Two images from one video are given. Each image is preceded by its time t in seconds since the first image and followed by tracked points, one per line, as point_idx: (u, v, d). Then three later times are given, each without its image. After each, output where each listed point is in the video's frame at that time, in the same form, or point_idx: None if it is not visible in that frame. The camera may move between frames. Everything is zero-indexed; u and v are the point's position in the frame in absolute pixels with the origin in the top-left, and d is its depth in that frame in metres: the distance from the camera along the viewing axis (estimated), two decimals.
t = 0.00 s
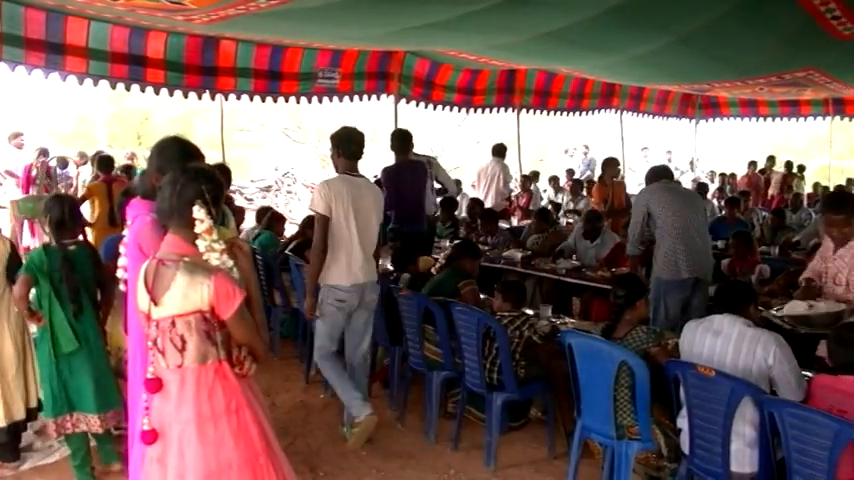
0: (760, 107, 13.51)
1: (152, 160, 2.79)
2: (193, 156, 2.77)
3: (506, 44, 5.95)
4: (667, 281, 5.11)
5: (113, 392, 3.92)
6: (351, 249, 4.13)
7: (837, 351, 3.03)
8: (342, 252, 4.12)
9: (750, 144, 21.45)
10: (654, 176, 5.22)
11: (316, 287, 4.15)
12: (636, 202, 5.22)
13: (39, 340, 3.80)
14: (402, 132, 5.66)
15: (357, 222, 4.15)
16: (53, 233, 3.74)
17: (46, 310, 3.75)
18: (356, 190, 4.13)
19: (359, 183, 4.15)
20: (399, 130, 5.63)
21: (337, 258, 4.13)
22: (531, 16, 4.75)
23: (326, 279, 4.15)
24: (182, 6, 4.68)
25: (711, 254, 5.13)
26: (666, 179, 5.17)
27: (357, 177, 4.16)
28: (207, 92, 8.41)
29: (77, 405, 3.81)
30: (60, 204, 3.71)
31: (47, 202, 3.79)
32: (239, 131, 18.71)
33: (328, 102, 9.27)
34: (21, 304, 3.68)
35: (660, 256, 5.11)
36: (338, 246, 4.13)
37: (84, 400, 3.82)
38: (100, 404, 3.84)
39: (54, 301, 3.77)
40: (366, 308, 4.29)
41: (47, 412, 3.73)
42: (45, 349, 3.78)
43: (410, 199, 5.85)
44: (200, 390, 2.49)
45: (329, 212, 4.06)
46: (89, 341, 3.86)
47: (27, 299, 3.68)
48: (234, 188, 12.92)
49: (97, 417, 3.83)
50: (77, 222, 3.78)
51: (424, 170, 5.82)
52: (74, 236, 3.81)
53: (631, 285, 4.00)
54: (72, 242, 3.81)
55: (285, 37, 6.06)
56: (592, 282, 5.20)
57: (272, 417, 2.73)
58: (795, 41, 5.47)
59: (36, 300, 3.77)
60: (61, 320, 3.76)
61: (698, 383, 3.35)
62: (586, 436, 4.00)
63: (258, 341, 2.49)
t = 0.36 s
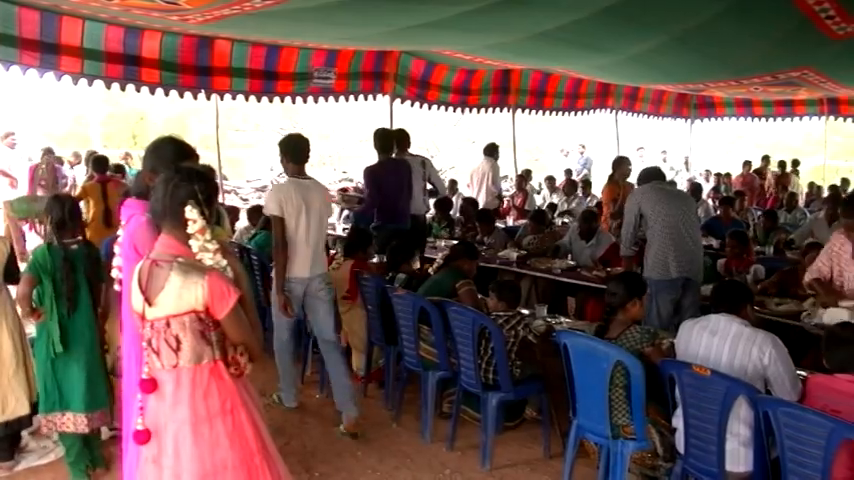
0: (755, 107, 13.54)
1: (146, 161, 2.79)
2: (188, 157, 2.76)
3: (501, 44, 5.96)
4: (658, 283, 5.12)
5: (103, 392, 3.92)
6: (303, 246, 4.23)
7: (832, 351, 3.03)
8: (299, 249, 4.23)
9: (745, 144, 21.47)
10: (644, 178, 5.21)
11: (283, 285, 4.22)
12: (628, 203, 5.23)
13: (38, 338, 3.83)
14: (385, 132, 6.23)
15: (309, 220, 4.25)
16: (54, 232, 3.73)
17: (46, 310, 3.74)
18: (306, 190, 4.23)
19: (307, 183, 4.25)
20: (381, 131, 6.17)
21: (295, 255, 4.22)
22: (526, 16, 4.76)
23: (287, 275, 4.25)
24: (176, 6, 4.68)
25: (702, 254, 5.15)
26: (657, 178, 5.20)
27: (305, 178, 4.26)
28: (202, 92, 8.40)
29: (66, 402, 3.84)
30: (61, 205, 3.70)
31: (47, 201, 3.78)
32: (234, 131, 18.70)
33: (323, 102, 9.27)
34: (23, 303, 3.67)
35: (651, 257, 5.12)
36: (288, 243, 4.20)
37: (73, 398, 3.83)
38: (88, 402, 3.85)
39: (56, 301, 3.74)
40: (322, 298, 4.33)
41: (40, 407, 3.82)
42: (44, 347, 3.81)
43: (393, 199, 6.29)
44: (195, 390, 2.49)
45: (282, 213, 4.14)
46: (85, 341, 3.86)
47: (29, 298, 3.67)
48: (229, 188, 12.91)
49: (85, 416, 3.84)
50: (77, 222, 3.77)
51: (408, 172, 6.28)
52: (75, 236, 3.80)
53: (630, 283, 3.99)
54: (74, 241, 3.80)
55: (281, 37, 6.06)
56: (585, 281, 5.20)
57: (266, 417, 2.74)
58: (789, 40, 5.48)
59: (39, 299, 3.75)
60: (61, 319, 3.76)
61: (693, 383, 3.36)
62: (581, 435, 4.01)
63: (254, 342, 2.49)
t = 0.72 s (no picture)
0: (742, 107, 13.58)
1: (132, 160, 2.78)
2: (174, 156, 2.76)
3: (490, 44, 5.96)
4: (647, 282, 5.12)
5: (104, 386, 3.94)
6: (243, 233, 4.62)
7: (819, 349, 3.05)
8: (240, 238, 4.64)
9: (733, 143, 21.52)
10: (634, 177, 5.25)
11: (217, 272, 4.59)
12: (616, 203, 5.25)
13: (27, 337, 3.78)
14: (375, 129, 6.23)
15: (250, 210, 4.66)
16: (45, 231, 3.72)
17: (40, 309, 3.70)
18: (248, 181, 4.63)
19: (249, 175, 4.65)
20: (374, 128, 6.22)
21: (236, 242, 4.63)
22: (514, 15, 4.76)
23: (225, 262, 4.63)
24: (164, 6, 4.67)
25: (689, 254, 5.16)
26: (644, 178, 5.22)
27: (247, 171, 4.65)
28: (190, 92, 8.38)
29: (66, 398, 3.82)
30: (53, 204, 3.69)
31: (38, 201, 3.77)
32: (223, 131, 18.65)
33: (312, 102, 9.25)
34: (13, 300, 3.64)
35: (638, 256, 5.12)
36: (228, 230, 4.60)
37: (74, 393, 3.82)
38: (90, 396, 3.85)
39: (48, 295, 3.72)
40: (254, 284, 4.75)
41: (32, 404, 3.76)
42: (34, 344, 3.75)
43: (380, 197, 6.38)
44: (183, 391, 2.48)
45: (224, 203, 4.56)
46: (80, 338, 3.86)
47: (19, 296, 3.65)
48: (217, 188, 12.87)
49: (88, 409, 3.84)
50: (69, 221, 3.76)
51: (396, 172, 6.38)
52: (66, 234, 3.78)
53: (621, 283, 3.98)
54: (64, 239, 3.78)
55: (269, 37, 6.05)
56: (574, 281, 5.21)
57: (256, 417, 2.72)
58: (776, 40, 5.50)
59: (30, 296, 3.71)
60: (55, 316, 3.73)
61: (681, 382, 3.37)
62: (570, 434, 4.02)
63: (242, 342, 2.48)
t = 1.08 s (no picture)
0: (724, 106, 13.66)
1: (113, 161, 2.77)
2: (155, 157, 2.75)
3: (473, 43, 5.97)
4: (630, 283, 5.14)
5: (79, 384, 3.90)
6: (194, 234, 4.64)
7: (804, 346, 3.06)
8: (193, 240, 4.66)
9: (715, 142, 21.62)
10: (627, 169, 5.23)
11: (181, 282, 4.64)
12: (603, 196, 5.28)
13: None
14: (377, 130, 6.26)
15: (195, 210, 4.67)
16: (15, 232, 3.68)
17: (12, 309, 3.68)
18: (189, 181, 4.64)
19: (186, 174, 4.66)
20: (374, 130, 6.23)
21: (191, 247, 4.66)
22: (497, 14, 4.76)
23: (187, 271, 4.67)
24: (145, 4, 4.64)
25: (671, 256, 5.19)
26: (632, 172, 5.22)
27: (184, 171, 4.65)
28: (173, 92, 8.34)
29: (38, 398, 3.79)
30: (22, 204, 3.71)
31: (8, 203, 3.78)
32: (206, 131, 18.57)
33: (295, 102, 9.23)
34: None
35: (617, 254, 5.18)
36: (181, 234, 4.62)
37: (46, 394, 3.80)
38: (62, 395, 3.83)
39: (19, 297, 3.70)
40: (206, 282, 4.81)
41: (5, 408, 3.70)
42: (6, 346, 3.71)
43: (372, 197, 6.41)
44: (164, 394, 2.46)
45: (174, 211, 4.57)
46: (51, 339, 3.84)
47: None
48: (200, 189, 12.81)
49: (60, 409, 3.82)
50: (39, 221, 3.75)
51: (388, 172, 6.43)
52: (36, 235, 3.75)
53: (611, 286, 4.02)
54: (34, 240, 3.74)
55: (252, 37, 6.04)
56: (557, 280, 5.23)
57: (239, 420, 2.70)
58: (757, 40, 5.54)
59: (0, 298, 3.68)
60: (26, 317, 3.70)
61: (663, 380, 3.38)
62: (553, 433, 4.03)
63: (222, 345, 2.47)
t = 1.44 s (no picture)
0: (716, 106, 13.68)
1: (103, 160, 2.76)
2: (147, 156, 2.74)
3: (466, 43, 5.97)
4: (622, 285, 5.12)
5: (54, 390, 3.87)
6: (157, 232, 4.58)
7: (799, 344, 3.06)
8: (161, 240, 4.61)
9: (708, 142, 21.66)
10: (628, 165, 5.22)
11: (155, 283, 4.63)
12: (600, 194, 5.31)
13: None
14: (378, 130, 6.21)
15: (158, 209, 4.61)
16: None
17: None
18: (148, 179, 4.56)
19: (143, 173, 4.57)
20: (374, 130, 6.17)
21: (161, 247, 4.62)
22: (490, 14, 4.76)
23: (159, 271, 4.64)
24: (138, 4, 4.63)
25: (661, 258, 5.19)
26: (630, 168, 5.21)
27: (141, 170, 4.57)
28: (165, 92, 8.33)
29: (16, 404, 3.77)
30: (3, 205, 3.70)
31: None
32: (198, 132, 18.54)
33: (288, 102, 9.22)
34: None
35: (607, 251, 5.24)
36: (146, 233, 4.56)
37: (22, 400, 3.77)
38: (39, 402, 3.79)
39: None
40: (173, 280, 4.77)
41: None
42: None
43: (370, 197, 6.38)
44: (157, 395, 2.45)
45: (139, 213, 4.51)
46: (30, 343, 3.80)
47: None
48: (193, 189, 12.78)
49: (35, 416, 3.79)
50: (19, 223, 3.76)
51: (387, 171, 6.37)
52: (17, 237, 3.76)
53: (613, 287, 3.99)
54: (16, 242, 3.75)
55: (244, 36, 6.03)
56: (551, 280, 5.22)
57: (232, 421, 2.69)
58: (749, 40, 5.55)
59: None
60: (5, 320, 3.66)
61: (656, 380, 3.39)
62: (547, 433, 4.03)
63: (217, 349, 2.46)
